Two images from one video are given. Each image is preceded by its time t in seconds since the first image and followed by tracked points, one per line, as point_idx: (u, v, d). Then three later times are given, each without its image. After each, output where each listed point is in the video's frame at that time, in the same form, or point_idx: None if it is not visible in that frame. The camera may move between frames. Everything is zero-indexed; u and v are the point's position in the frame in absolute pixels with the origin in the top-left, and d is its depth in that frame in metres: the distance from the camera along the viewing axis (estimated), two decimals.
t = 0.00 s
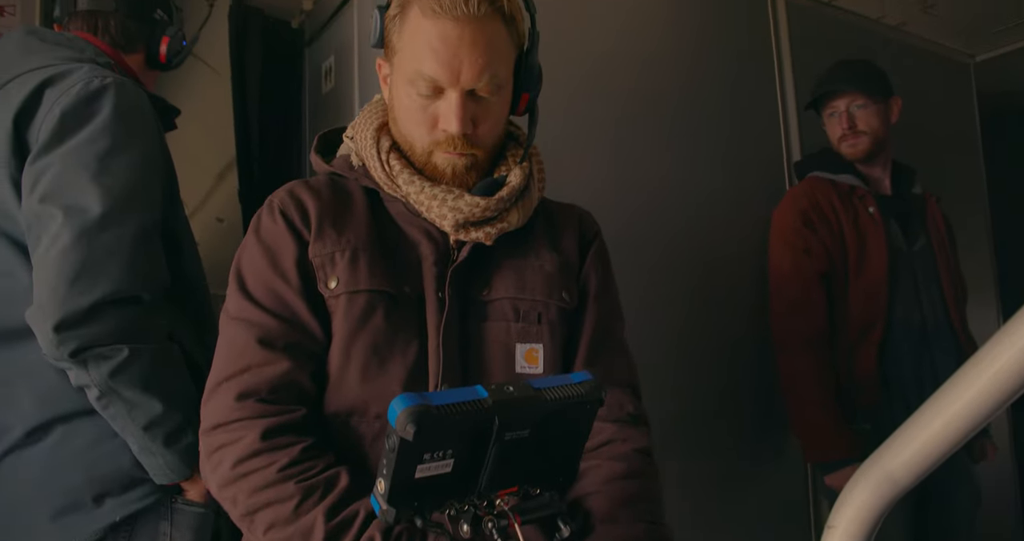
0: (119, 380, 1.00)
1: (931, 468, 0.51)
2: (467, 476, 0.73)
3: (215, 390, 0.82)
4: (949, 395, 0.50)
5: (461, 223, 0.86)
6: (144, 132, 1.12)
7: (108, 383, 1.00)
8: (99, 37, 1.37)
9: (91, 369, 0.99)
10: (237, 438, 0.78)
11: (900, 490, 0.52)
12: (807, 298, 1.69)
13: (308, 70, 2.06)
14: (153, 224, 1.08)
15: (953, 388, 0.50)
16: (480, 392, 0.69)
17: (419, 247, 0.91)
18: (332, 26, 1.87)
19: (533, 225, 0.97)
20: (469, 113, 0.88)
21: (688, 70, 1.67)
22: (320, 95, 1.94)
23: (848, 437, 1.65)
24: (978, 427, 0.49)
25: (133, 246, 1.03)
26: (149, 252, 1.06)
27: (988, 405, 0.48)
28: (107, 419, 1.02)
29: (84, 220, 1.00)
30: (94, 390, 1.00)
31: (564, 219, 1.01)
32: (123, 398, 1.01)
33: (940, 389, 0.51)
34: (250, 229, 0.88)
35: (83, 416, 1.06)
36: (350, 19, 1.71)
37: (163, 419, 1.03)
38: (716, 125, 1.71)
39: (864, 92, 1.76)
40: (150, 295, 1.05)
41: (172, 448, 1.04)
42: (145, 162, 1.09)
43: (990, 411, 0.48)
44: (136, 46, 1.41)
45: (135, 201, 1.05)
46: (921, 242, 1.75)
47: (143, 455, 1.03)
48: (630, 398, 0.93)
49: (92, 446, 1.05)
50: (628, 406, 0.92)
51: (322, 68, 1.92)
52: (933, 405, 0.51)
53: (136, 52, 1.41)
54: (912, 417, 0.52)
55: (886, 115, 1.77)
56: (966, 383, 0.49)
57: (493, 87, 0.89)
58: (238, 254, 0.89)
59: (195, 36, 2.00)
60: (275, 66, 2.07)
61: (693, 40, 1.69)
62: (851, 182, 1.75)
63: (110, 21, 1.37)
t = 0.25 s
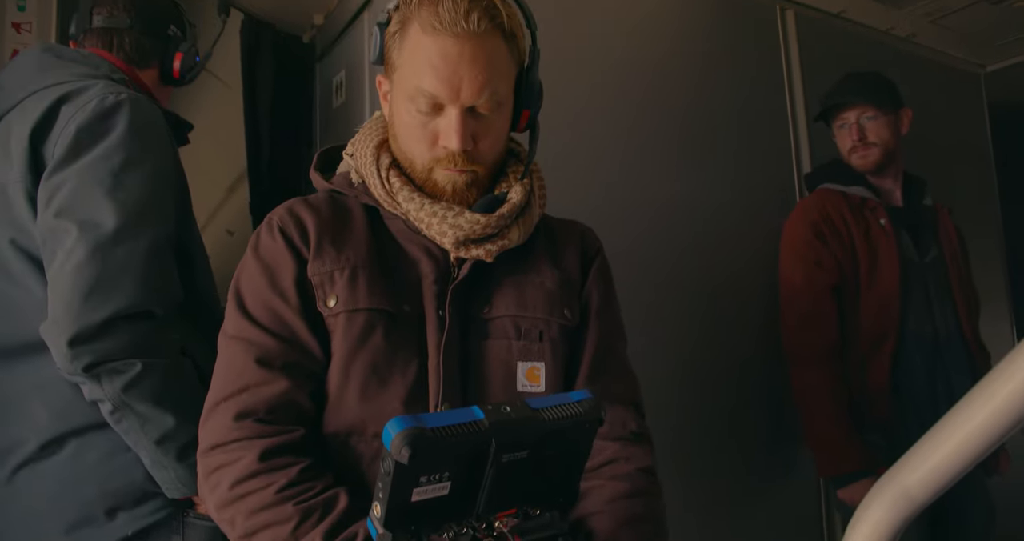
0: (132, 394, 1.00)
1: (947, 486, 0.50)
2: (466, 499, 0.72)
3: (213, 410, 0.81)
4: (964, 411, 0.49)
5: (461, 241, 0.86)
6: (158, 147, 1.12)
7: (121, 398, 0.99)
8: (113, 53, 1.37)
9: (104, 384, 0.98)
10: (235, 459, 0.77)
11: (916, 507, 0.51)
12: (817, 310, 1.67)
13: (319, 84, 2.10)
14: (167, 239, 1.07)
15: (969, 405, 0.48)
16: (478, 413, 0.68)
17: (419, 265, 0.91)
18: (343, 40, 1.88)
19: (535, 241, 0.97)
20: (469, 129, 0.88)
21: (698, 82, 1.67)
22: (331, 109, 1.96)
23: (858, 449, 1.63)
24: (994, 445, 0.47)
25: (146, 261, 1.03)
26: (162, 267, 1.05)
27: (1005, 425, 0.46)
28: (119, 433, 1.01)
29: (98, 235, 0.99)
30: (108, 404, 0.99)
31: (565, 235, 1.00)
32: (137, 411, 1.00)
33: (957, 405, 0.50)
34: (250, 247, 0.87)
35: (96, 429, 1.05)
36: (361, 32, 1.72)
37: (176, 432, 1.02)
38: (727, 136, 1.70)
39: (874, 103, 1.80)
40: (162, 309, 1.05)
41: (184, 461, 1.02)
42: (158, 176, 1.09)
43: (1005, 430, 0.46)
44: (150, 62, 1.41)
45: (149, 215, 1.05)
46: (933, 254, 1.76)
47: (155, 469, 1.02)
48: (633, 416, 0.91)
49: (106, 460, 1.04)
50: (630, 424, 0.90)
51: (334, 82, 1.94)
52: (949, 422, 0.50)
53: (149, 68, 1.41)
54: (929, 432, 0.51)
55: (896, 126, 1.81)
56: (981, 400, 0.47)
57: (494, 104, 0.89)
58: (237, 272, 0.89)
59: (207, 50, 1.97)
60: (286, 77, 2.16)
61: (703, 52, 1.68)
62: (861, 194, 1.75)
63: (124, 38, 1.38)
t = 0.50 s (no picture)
0: (141, 407, 0.99)
1: (962, 502, 0.49)
2: (474, 513, 0.71)
3: (219, 425, 0.81)
4: (980, 425, 0.49)
5: (466, 254, 0.86)
6: (168, 162, 1.12)
7: (130, 410, 0.99)
8: (124, 67, 1.38)
9: (113, 397, 0.99)
10: (242, 474, 0.77)
11: (929, 524, 0.50)
12: (827, 322, 1.68)
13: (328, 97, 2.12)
14: (175, 252, 1.07)
15: (986, 417, 0.49)
16: (487, 427, 0.68)
17: (424, 278, 0.91)
18: (351, 54, 1.91)
19: (541, 254, 0.97)
20: (473, 142, 0.88)
21: (705, 93, 1.67)
22: (339, 122, 1.98)
23: (868, 463, 1.63)
24: (1009, 460, 0.47)
25: (157, 274, 1.03)
26: (172, 280, 1.05)
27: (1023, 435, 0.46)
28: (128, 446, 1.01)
29: (109, 248, 1.00)
30: (117, 417, 0.99)
31: (572, 248, 1.00)
32: (145, 425, 1.00)
33: (972, 421, 0.50)
34: (255, 261, 0.87)
35: (105, 442, 1.05)
36: (369, 45, 1.74)
37: (184, 446, 1.02)
38: (736, 147, 1.70)
39: (881, 116, 1.83)
40: (172, 322, 1.04)
41: (193, 475, 1.02)
42: (168, 189, 1.09)
43: (1023, 442, 0.47)
44: (161, 75, 1.42)
45: (159, 228, 1.05)
46: (942, 266, 1.82)
47: (164, 482, 1.01)
48: (641, 429, 0.91)
49: (113, 474, 1.04)
50: (638, 437, 0.90)
51: (342, 95, 1.96)
52: (963, 437, 0.49)
53: (160, 82, 1.42)
54: (943, 448, 0.51)
55: (904, 138, 1.85)
56: (999, 412, 0.48)
57: (497, 117, 0.89)
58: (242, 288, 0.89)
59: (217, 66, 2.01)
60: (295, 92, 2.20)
61: (711, 64, 1.68)
62: (869, 206, 1.77)
63: (135, 52, 1.39)
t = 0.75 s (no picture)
0: (144, 416, 1.00)
1: (967, 511, 0.50)
2: (486, 518, 0.72)
3: (232, 430, 0.82)
4: (979, 440, 0.49)
5: (477, 260, 0.86)
6: (172, 171, 1.13)
7: (134, 419, 1.00)
8: (129, 76, 1.39)
9: (118, 405, 0.99)
10: (255, 479, 0.78)
11: (935, 531, 0.52)
12: (829, 328, 1.68)
13: (331, 105, 2.13)
14: (179, 262, 1.08)
15: (990, 428, 0.49)
16: (499, 433, 0.69)
17: (434, 285, 0.91)
18: (355, 62, 1.92)
19: (550, 261, 0.97)
20: (483, 150, 0.89)
21: (708, 100, 1.68)
22: (343, 129, 1.99)
23: (869, 470, 1.62)
24: (1013, 471, 0.48)
25: (161, 283, 1.04)
26: (176, 289, 1.06)
27: None
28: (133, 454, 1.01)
29: (113, 256, 1.01)
30: (121, 425, 1.00)
31: (581, 254, 1.01)
32: (149, 433, 1.01)
33: (974, 434, 0.50)
34: (267, 268, 0.88)
35: (109, 450, 1.06)
36: (371, 53, 1.75)
37: (188, 454, 1.02)
38: (738, 154, 1.71)
39: (884, 123, 1.81)
40: (175, 330, 1.05)
41: (196, 483, 1.03)
42: (172, 198, 1.10)
43: None
44: (165, 84, 1.43)
45: (163, 237, 1.06)
46: (946, 272, 1.76)
47: (167, 490, 1.02)
48: (649, 435, 0.91)
49: (117, 482, 1.04)
50: (647, 443, 0.90)
51: (345, 104, 1.97)
52: (965, 450, 0.50)
53: (164, 91, 1.43)
54: (949, 458, 0.52)
55: (905, 145, 1.83)
56: (996, 429, 0.48)
57: (507, 125, 0.90)
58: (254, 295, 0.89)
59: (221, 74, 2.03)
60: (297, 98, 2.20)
61: (714, 71, 1.69)
62: (872, 213, 1.75)
63: (140, 61, 1.40)
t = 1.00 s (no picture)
0: (144, 424, 1.02)
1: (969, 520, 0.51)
2: (497, 521, 0.72)
3: (246, 433, 0.83)
4: (980, 451, 0.50)
5: (488, 266, 0.87)
6: (173, 178, 1.15)
7: (134, 427, 1.01)
8: (130, 84, 1.41)
9: (117, 413, 1.01)
10: (267, 481, 0.78)
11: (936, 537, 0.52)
12: (830, 334, 1.69)
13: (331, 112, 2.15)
14: (180, 271, 1.10)
15: (991, 436, 0.50)
16: (510, 437, 0.69)
17: (445, 290, 0.92)
18: (355, 69, 1.93)
19: (560, 267, 0.98)
20: (494, 157, 0.90)
21: (710, 104, 1.69)
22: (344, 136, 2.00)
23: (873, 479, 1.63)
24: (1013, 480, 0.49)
25: (162, 291, 1.05)
26: (177, 298, 1.08)
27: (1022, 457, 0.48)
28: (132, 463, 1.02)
29: (113, 264, 1.02)
30: (120, 434, 1.01)
31: (590, 260, 1.02)
32: (149, 441, 1.02)
33: (972, 444, 0.51)
34: (280, 273, 0.89)
35: (109, 458, 1.07)
36: (373, 60, 1.76)
37: (187, 462, 1.04)
38: (737, 159, 1.72)
39: (882, 131, 1.78)
40: (176, 338, 1.07)
41: (196, 491, 1.04)
42: (174, 206, 1.12)
43: None
44: (167, 92, 1.45)
45: (164, 245, 1.07)
46: (946, 279, 1.73)
47: (167, 498, 1.03)
48: (658, 440, 0.92)
49: (117, 490, 1.05)
50: (656, 448, 0.91)
51: (346, 110, 1.98)
52: (964, 461, 0.51)
53: (166, 99, 1.45)
54: (947, 467, 0.53)
55: (905, 152, 1.79)
56: (996, 440, 0.49)
57: (518, 132, 0.91)
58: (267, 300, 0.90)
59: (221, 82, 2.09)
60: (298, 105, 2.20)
61: (715, 79, 1.70)
62: (872, 220, 1.73)
63: (141, 69, 1.41)
